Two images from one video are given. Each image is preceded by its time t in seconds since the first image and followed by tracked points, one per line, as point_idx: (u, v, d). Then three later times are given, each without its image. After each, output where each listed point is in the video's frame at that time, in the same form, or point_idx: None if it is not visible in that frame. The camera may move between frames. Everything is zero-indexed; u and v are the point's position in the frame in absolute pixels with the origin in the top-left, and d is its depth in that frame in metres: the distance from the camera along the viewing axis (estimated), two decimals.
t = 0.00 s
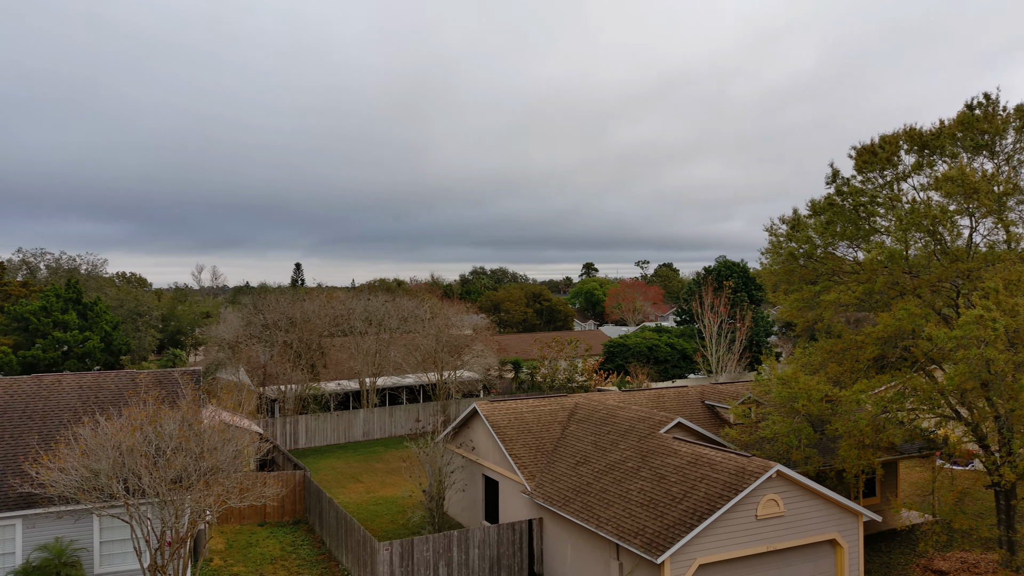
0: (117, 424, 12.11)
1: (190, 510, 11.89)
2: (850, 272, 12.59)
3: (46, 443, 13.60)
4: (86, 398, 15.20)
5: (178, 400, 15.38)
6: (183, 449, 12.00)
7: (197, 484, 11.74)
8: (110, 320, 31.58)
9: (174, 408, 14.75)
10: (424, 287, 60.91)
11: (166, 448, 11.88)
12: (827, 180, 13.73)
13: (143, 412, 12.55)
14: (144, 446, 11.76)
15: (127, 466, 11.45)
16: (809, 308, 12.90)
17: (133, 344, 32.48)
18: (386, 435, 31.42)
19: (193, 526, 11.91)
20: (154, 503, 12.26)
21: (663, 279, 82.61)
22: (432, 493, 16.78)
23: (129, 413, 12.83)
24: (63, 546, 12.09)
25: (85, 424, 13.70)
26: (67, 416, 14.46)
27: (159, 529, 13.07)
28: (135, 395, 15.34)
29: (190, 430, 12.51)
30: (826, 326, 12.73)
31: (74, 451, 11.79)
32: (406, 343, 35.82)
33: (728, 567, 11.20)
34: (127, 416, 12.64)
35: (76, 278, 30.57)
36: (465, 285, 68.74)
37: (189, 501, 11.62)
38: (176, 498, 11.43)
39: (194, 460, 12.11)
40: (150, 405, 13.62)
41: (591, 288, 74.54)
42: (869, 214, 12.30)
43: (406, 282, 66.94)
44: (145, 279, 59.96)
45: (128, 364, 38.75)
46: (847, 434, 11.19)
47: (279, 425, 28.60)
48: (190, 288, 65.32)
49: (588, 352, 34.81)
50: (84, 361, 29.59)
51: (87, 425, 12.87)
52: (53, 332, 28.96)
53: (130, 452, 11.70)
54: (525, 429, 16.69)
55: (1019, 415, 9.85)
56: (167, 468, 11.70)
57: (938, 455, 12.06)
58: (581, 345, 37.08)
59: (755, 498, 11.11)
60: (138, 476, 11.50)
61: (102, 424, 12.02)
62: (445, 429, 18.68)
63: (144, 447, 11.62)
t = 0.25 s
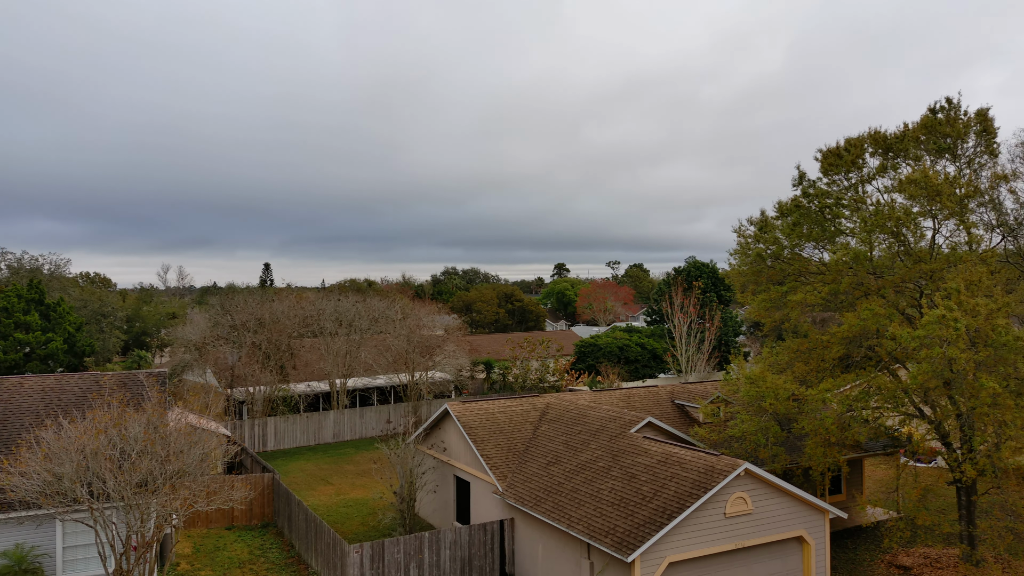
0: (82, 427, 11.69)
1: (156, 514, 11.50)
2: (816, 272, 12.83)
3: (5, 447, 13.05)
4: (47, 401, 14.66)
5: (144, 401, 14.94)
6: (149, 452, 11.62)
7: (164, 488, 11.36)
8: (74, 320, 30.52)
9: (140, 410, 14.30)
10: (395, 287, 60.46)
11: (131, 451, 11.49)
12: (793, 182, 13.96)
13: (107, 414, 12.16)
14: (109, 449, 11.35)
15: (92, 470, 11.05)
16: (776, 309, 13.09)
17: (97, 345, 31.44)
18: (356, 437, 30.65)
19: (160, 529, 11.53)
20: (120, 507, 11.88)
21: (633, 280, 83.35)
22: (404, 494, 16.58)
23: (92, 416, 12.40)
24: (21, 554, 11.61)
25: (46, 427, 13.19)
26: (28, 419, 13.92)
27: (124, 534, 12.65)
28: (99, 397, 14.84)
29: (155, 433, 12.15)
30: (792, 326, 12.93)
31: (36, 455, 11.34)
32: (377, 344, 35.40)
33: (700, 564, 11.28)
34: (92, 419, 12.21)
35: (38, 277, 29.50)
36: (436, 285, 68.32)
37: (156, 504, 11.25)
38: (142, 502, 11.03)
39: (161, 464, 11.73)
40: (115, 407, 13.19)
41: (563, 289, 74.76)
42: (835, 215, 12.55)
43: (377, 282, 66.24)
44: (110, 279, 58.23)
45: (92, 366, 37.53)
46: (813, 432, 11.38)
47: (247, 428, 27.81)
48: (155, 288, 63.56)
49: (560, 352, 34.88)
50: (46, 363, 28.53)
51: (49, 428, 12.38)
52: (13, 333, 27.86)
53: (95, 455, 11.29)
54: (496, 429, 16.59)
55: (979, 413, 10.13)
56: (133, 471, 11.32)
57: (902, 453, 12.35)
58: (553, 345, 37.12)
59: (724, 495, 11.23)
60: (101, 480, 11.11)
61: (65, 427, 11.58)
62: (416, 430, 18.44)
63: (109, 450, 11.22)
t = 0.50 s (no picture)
0: (44, 431, 11.27)
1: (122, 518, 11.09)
2: (784, 273, 13.01)
3: None
4: (7, 404, 14.13)
5: (109, 404, 14.48)
6: (115, 456, 11.23)
7: (130, 492, 10.97)
8: (36, 321, 29.44)
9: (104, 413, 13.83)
10: (366, 288, 59.84)
11: (96, 455, 11.09)
12: (761, 184, 14.13)
13: (71, 417, 11.71)
14: (72, 453, 10.94)
15: (55, 474, 10.63)
16: (745, 309, 13.26)
17: (60, 346, 30.34)
18: (326, 439, 30.08)
19: (126, 534, 11.12)
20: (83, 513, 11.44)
21: (604, 280, 83.90)
22: (375, 496, 16.34)
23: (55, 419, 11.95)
24: None
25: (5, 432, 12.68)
26: None
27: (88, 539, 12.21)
28: (62, 400, 14.35)
29: (121, 436, 11.73)
30: (760, 326, 13.11)
31: None
32: (347, 345, 35.01)
33: (672, 561, 11.34)
34: (54, 422, 11.77)
35: None
36: (408, 286, 67.72)
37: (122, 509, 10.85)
38: (107, 506, 10.63)
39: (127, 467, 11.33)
40: (79, 411, 12.74)
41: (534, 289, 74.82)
42: (801, 217, 12.76)
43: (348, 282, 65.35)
44: (73, 280, 56.36)
45: (55, 369, 36.19)
46: (781, 431, 11.54)
47: (215, 430, 27.00)
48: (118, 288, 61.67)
49: (531, 352, 34.88)
50: (5, 365, 27.44)
51: (9, 432, 11.91)
52: None
53: (58, 459, 10.87)
54: (468, 430, 16.45)
55: (942, 411, 10.38)
56: (98, 475, 10.92)
57: (867, 451, 12.59)
58: (525, 345, 37.07)
59: (694, 494, 11.32)
60: (64, 484, 10.70)
61: (26, 430, 11.15)
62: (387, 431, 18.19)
63: (72, 454, 10.81)
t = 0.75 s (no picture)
0: (7, 435, 10.88)
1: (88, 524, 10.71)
2: (754, 274, 13.20)
3: None
4: None
5: (75, 407, 14.04)
6: (82, 459, 10.85)
7: (97, 495, 10.59)
8: None
9: (70, 416, 13.38)
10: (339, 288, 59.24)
11: (62, 458, 10.71)
12: (732, 186, 14.30)
13: (36, 421, 11.32)
14: (36, 457, 10.55)
15: (19, 479, 10.24)
16: (717, 309, 13.41)
17: (24, 347, 29.30)
18: (299, 440, 29.56)
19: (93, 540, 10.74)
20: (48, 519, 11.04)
21: (578, 280, 84.30)
22: (348, 498, 16.10)
23: (19, 423, 11.54)
24: None
25: None
26: None
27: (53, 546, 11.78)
28: (26, 404, 13.88)
29: (88, 439, 11.34)
30: (732, 326, 13.26)
31: None
32: (320, 346, 34.50)
33: (647, 557, 11.40)
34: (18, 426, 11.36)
35: None
36: (381, 286, 67.11)
37: (89, 513, 10.47)
38: (73, 511, 10.23)
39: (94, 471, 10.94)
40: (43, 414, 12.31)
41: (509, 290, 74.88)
42: (772, 218, 12.95)
43: (321, 283, 64.53)
44: (39, 280, 54.70)
45: (19, 371, 35.01)
46: (752, 429, 11.70)
47: (184, 433, 26.12)
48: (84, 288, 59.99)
49: (506, 352, 34.85)
50: None
51: None
52: None
53: (22, 464, 10.48)
54: (442, 431, 16.33)
55: (910, 409, 10.57)
56: (65, 479, 10.53)
57: (836, 448, 12.79)
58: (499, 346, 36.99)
59: (667, 493, 11.38)
60: (27, 489, 10.29)
61: None
62: (360, 433, 17.95)
63: (37, 458, 10.43)
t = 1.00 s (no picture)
0: None
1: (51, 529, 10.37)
2: (724, 275, 13.36)
3: None
4: None
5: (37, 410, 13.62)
6: (45, 463, 10.49)
7: (62, 500, 10.25)
8: None
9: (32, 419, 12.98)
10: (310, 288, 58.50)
11: (24, 462, 10.35)
12: (703, 187, 14.43)
13: None
14: None
15: None
16: (687, 309, 13.53)
17: None
18: (268, 442, 28.61)
19: (57, 546, 10.40)
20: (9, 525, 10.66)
21: (550, 281, 84.57)
22: (318, 500, 15.69)
23: None
24: None
25: None
26: None
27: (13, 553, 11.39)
28: None
29: (51, 442, 10.99)
30: (702, 326, 13.39)
31: None
32: (290, 347, 33.89)
33: (618, 556, 11.43)
34: None
35: None
36: (353, 286, 66.36)
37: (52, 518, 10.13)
38: (35, 516, 9.88)
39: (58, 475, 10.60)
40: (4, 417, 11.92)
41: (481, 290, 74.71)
42: (741, 220, 13.11)
43: (292, 283, 63.55)
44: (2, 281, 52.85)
45: None
46: (722, 428, 11.83)
47: (150, 436, 25.19)
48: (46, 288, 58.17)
49: (478, 353, 34.73)
50: None
51: None
52: None
53: None
54: (414, 432, 16.15)
55: (875, 408, 10.80)
56: (27, 484, 10.17)
57: (804, 447, 12.98)
58: (472, 346, 36.80)
59: (638, 492, 11.43)
60: None
61: None
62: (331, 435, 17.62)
63: None
